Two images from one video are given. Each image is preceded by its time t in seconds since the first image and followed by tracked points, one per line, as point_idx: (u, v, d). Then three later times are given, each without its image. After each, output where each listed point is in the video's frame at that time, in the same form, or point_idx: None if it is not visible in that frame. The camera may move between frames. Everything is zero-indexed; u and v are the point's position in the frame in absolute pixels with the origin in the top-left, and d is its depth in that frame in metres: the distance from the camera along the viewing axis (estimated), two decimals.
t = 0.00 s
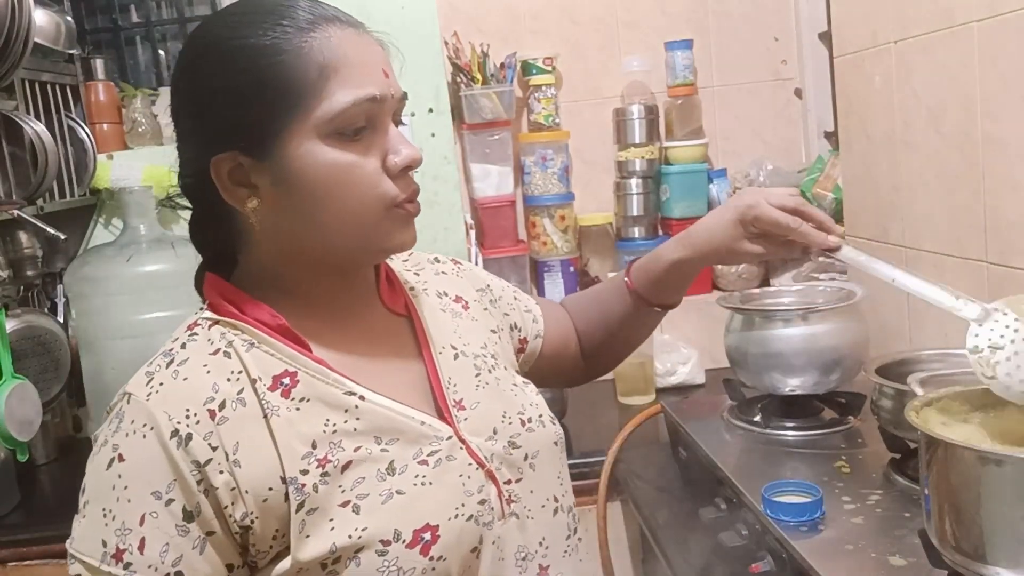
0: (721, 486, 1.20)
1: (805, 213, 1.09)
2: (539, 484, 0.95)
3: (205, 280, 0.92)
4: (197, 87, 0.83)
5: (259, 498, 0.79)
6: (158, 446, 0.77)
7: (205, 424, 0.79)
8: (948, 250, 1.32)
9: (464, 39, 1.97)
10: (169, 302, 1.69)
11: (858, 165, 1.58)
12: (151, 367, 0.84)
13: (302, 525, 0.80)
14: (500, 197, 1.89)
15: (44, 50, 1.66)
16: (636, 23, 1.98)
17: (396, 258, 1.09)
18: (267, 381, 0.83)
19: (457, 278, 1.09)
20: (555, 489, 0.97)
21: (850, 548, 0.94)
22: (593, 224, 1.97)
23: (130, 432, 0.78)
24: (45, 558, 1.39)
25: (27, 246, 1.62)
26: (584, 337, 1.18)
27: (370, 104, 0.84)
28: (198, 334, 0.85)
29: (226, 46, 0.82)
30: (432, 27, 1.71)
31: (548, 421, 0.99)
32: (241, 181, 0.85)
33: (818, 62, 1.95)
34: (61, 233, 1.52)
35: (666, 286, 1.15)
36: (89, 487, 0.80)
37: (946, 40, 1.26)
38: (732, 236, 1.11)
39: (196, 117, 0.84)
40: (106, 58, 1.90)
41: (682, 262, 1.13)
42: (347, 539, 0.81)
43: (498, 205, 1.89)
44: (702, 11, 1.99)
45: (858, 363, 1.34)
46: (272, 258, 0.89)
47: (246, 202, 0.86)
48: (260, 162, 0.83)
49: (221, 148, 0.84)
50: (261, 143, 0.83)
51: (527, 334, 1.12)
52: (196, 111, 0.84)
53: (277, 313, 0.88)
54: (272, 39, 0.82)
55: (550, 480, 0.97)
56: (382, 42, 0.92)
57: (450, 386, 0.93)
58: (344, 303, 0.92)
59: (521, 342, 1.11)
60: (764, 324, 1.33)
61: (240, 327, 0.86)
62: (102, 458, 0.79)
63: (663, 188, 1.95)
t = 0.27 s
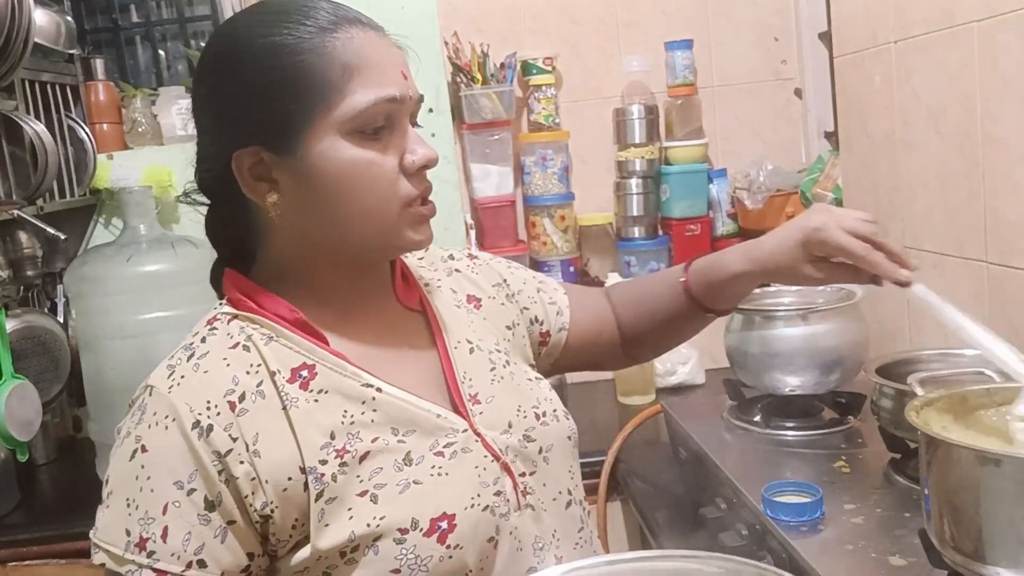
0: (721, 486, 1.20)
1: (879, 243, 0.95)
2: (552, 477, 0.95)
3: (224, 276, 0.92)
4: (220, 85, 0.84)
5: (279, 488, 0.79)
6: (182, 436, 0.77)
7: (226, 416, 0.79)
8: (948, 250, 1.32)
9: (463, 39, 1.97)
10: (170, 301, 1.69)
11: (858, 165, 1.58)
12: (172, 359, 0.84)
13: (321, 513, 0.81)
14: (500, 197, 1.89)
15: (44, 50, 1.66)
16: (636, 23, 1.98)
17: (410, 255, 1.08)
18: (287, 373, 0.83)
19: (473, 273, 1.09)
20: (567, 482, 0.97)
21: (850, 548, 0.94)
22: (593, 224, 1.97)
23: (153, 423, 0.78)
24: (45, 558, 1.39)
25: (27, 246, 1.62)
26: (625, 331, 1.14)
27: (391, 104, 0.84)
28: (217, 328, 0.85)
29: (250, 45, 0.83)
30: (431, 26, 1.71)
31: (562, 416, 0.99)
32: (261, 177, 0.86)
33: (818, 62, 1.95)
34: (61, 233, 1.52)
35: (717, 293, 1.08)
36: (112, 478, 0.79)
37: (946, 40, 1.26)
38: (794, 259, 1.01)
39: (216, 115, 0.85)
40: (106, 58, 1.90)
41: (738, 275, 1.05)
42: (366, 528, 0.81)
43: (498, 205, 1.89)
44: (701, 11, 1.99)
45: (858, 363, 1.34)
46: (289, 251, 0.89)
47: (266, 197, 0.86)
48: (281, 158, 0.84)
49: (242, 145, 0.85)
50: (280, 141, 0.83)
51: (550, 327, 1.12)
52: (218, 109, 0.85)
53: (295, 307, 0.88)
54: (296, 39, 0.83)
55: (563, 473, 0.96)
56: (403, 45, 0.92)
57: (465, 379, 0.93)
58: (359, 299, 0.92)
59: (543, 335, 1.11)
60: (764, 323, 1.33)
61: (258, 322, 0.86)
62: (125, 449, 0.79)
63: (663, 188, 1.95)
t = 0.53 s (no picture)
0: (721, 486, 1.20)
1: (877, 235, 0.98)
2: (565, 476, 0.94)
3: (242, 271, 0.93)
4: (235, 86, 0.84)
5: (291, 485, 0.80)
6: (198, 431, 0.78)
7: (241, 412, 0.79)
8: (948, 250, 1.32)
9: (463, 38, 1.96)
10: (169, 302, 1.69)
11: (858, 165, 1.58)
12: (189, 354, 0.84)
13: (333, 509, 0.81)
14: (501, 197, 1.89)
15: (44, 50, 1.66)
16: (636, 23, 1.98)
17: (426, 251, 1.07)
18: (302, 370, 0.83)
19: (489, 267, 1.09)
20: (580, 480, 0.96)
21: (850, 548, 0.94)
22: (593, 224, 1.97)
23: (169, 418, 0.79)
24: (45, 558, 1.38)
25: (27, 246, 1.62)
26: (628, 313, 1.15)
27: (404, 104, 0.84)
28: (234, 324, 0.86)
29: (264, 45, 0.83)
30: (432, 26, 1.71)
31: (574, 414, 0.98)
32: (275, 176, 0.86)
33: (818, 62, 1.95)
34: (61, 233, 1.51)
35: (714, 271, 1.09)
36: (129, 471, 0.80)
37: (946, 40, 1.26)
38: (794, 242, 1.01)
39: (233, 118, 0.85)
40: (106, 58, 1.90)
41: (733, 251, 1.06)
42: (378, 524, 0.81)
43: (498, 205, 1.89)
44: (701, 11, 1.99)
45: (857, 363, 1.34)
46: (302, 248, 0.89)
47: (281, 196, 0.86)
48: (295, 157, 0.84)
49: (257, 144, 0.85)
50: (293, 141, 0.83)
51: (562, 315, 1.12)
52: (233, 109, 0.85)
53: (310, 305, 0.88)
54: (309, 39, 0.83)
55: (576, 471, 0.96)
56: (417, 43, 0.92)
57: (478, 377, 0.93)
58: (374, 293, 0.93)
59: (555, 324, 1.12)
60: (763, 323, 1.33)
61: (274, 318, 0.86)
62: (143, 442, 0.79)
63: (663, 188, 1.95)
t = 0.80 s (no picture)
0: (720, 486, 1.20)
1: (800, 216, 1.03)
2: (575, 470, 0.94)
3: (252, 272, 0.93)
4: (248, 85, 0.84)
5: (305, 480, 0.79)
6: (212, 427, 0.78)
7: (255, 407, 0.79)
8: (949, 249, 1.32)
9: (463, 38, 1.96)
10: (169, 302, 1.69)
11: (858, 165, 1.58)
12: (201, 352, 0.84)
13: (348, 504, 0.81)
14: (501, 197, 1.89)
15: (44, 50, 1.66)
16: (636, 24, 1.98)
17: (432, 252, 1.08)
18: (315, 366, 0.83)
19: (493, 269, 1.10)
20: (590, 475, 0.96)
21: (850, 548, 0.94)
22: (593, 224, 1.97)
23: (183, 414, 0.79)
24: (45, 558, 1.38)
25: (27, 246, 1.62)
26: (613, 326, 1.18)
27: (416, 102, 0.84)
28: (245, 321, 0.86)
29: (278, 45, 0.83)
30: (432, 26, 1.71)
31: (582, 410, 0.99)
32: (287, 174, 0.86)
33: (818, 62, 1.95)
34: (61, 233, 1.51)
35: (666, 267, 1.12)
36: (142, 468, 0.79)
37: (946, 40, 1.26)
38: (722, 226, 1.06)
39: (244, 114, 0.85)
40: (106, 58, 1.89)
41: (673, 243, 1.09)
42: (392, 518, 0.81)
43: (498, 205, 1.89)
44: (701, 11, 1.99)
45: (858, 363, 1.34)
46: (314, 247, 0.89)
47: (294, 194, 0.86)
48: (308, 156, 0.84)
49: (270, 142, 0.85)
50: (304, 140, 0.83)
51: (563, 319, 1.12)
52: (245, 108, 0.85)
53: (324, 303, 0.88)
54: (322, 38, 0.83)
55: (585, 466, 0.96)
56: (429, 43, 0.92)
57: (488, 373, 0.93)
58: (383, 287, 0.93)
59: (556, 328, 1.12)
60: (763, 323, 1.33)
61: (287, 315, 0.86)
62: (156, 439, 0.79)
63: (663, 188, 1.94)
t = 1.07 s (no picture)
0: (721, 486, 1.20)
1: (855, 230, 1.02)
2: (577, 466, 0.94)
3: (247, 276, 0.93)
4: (238, 89, 0.84)
5: (309, 480, 0.80)
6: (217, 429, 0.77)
7: (259, 408, 0.79)
8: (948, 249, 1.32)
9: (463, 38, 1.96)
10: (169, 302, 1.69)
11: (858, 165, 1.58)
12: (202, 355, 0.84)
13: (354, 502, 0.81)
14: (501, 197, 1.89)
15: (43, 50, 1.66)
16: (636, 24, 1.98)
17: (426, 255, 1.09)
18: (316, 366, 0.83)
19: (488, 271, 1.10)
20: (591, 471, 0.97)
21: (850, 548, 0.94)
22: (594, 224, 1.97)
23: (187, 417, 0.78)
24: (46, 558, 1.38)
25: (27, 246, 1.62)
26: (621, 324, 1.17)
27: (404, 105, 0.84)
28: (244, 324, 0.86)
29: (270, 49, 0.83)
30: (432, 26, 1.71)
31: (582, 407, 0.99)
32: (280, 177, 0.86)
33: (817, 62, 1.95)
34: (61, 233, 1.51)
35: (702, 273, 1.11)
36: (145, 473, 0.79)
37: (945, 40, 1.26)
38: (780, 233, 1.05)
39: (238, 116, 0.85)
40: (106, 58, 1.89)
41: (723, 249, 1.08)
42: (399, 515, 0.81)
43: (498, 205, 1.89)
44: (701, 11, 1.99)
45: (857, 363, 1.34)
46: (310, 251, 0.90)
47: (284, 198, 0.87)
48: (297, 161, 0.84)
49: (263, 146, 0.85)
50: (297, 144, 0.83)
51: (561, 322, 1.12)
52: (239, 109, 0.85)
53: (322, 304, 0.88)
54: (312, 42, 0.83)
55: (586, 462, 0.96)
56: (418, 46, 0.92)
57: (487, 371, 0.93)
58: (379, 286, 0.93)
59: (555, 330, 1.12)
60: (763, 323, 1.33)
61: (286, 316, 0.86)
62: (159, 443, 0.79)
63: (663, 188, 1.95)
